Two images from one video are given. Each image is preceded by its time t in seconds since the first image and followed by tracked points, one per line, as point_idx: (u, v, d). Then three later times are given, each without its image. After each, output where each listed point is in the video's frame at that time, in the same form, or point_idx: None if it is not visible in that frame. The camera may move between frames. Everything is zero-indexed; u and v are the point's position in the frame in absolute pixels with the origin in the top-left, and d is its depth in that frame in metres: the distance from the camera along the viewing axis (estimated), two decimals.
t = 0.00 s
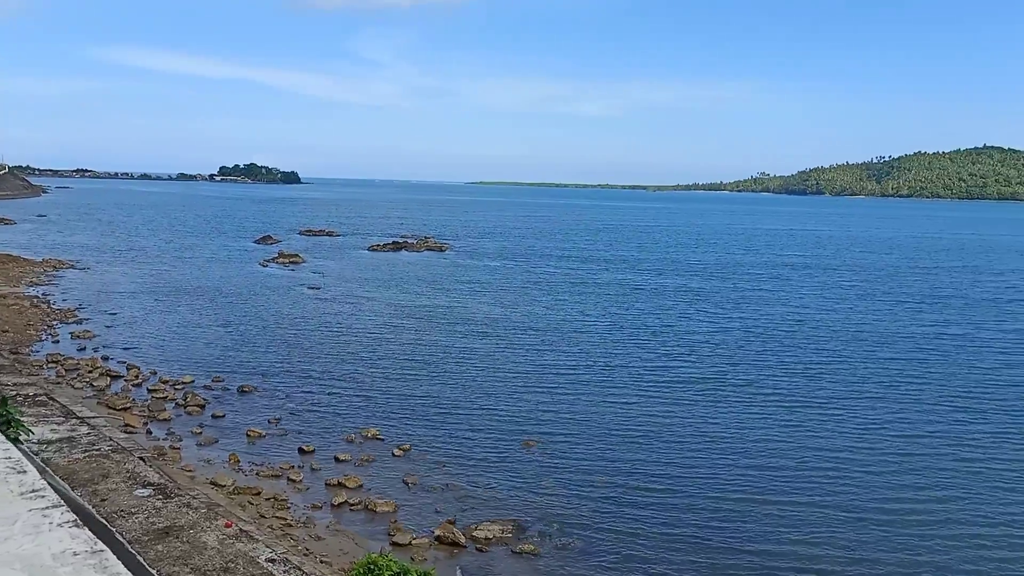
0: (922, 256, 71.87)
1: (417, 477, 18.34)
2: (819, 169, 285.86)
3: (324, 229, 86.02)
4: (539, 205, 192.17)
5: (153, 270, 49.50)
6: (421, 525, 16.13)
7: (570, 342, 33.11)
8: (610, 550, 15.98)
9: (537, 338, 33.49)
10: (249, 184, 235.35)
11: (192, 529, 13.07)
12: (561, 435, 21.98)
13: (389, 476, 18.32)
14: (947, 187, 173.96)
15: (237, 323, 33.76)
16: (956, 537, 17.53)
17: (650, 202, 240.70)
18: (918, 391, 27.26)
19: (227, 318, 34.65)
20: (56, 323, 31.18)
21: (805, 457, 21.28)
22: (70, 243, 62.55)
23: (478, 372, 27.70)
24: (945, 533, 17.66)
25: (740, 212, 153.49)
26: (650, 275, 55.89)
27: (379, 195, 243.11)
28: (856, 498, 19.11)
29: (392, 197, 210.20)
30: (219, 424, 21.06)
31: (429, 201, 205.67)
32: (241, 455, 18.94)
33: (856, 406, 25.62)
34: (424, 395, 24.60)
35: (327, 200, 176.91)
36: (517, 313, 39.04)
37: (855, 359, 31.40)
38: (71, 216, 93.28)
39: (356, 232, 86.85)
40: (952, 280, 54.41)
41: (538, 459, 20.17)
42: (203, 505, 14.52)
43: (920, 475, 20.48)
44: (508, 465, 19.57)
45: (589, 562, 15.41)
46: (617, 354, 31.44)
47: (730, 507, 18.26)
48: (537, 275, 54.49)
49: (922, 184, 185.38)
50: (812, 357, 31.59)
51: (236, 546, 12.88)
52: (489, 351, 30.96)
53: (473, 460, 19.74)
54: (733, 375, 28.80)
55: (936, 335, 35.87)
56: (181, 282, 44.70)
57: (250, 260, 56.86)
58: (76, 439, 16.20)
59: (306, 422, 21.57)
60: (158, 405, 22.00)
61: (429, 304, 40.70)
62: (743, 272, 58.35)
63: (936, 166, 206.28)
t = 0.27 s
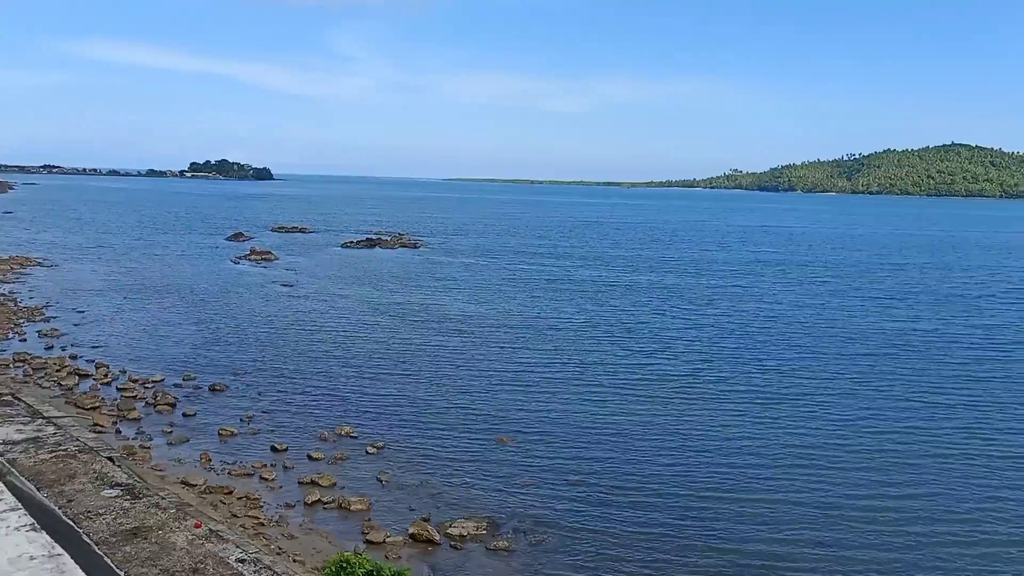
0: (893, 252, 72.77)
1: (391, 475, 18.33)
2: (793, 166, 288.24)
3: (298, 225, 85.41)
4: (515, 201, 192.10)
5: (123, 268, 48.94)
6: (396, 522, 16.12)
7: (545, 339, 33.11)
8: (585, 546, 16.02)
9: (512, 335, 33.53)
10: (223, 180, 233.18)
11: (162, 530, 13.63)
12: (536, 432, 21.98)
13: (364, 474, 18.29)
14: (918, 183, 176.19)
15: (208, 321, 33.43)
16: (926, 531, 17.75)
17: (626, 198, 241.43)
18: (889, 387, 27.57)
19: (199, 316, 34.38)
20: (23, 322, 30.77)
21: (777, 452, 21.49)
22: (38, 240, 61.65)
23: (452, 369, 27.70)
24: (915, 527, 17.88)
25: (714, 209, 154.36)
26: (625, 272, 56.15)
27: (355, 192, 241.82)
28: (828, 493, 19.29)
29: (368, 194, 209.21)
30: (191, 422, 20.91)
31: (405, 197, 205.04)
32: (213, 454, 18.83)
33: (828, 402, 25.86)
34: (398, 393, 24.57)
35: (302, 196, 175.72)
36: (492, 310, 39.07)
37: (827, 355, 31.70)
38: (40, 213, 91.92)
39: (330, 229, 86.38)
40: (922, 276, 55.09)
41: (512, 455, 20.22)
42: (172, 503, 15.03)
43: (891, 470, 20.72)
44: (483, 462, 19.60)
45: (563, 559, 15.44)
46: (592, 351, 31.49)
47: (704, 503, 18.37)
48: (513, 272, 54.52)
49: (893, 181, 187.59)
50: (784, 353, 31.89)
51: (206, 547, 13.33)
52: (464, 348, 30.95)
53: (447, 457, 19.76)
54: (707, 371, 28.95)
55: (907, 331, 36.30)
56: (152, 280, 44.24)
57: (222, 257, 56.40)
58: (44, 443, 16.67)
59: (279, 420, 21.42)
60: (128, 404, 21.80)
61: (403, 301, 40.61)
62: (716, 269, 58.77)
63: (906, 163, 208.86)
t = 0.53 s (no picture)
0: (865, 248, 73.57)
1: (365, 472, 18.28)
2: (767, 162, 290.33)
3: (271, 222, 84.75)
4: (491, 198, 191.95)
5: (92, 265, 48.32)
6: (369, 520, 16.10)
7: (520, 336, 33.10)
8: (560, 542, 16.08)
9: (486, 332, 33.53)
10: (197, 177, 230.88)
11: (130, 531, 13.66)
12: (511, 429, 21.99)
13: (337, 472, 18.23)
14: (889, 179, 178.23)
15: (179, 319, 33.07)
16: (897, 524, 17.99)
17: (602, 194, 242.02)
18: (861, 382, 27.86)
19: (169, 314, 34.06)
20: None
21: (751, 447, 21.66)
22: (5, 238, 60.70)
23: (427, 366, 27.64)
24: (887, 522, 18.11)
25: (689, 206, 155.07)
26: (599, 268, 56.32)
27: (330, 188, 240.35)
28: (801, 487, 19.50)
29: (343, 190, 208.07)
30: (162, 421, 20.72)
31: (380, 193, 204.11)
32: (184, 453, 18.69)
33: (801, 397, 26.09)
34: (372, 390, 24.49)
35: (276, 192, 174.41)
36: (466, 307, 39.04)
37: (800, 350, 31.96)
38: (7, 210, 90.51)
39: (304, 225, 85.84)
40: (893, 272, 55.76)
41: (487, 452, 20.22)
42: (140, 502, 15.04)
43: (863, 465, 20.94)
44: (457, 459, 19.59)
45: (538, 556, 15.49)
46: (567, 348, 31.53)
47: (678, 499, 18.49)
48: (488, 269, 54.50)
49: (865, 178, 189.54)
50: (758, 349, 32.14)
51: (175, 547, 13.35)
52: (438, 345, 30.89)
53: (422, 454, 19.72)
54: (681, 368, 29.08)
55: (878, 326, 36.71)
56: (122, 277, 43.73)
57: (194, 254, 55.88)
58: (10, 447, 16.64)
59: (251, 419, 21.27)
60: (97, 403, 21.55)
61: (377, 298, 40.48)
62: (690, 265, 59.10)
63: (878, 160, 211.28)
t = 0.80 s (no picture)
0: (840, 245, 74.30)
1: (341, 471, 18.26)
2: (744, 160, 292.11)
3: (247, 219, 84.13)
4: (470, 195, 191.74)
5: (64, 262, 47.76)
6: (346, 519, 16.09)
7: (496, 334, 33.10)
8: (537, 540, 16.13)
9: (463, 329, 33.51)
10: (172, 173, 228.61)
11: (99, 532, 13.49)
12: (487, 427, 22.00)
13: (313, 471, 18.19)
14: (863, 177, 180.05)
15: (151, 317, 32.74)
16: (871, 520, 18.22)
17: (581, 192, 242.43)
18: (835, 379, 28.14)
19: (142, 312, 33.75)
20: None
21: (726, 444, 21.82)
22: None
23: (403, 364, 27.59)
24: (860, 517, 18.34)
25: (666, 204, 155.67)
26: (576, 266, 56.44)
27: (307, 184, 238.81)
28: (777, 484, 19.69)
29: (320, 187, 206.92)
30: (134, 420, 20.55)
31: (357, 190, 203.07)
32: (157, 452, 18.56)
33: (776, 394, 26.31)
34: (348, 388, 24.41)
35: (253, 189, 173.17)
36: (443, 304, 39.00)
37: (775, 347, 32.21)
38: None
39: (280, 222, 85.32)
40: (867, 269, 56.38)
41: (463, 450, 20.23)
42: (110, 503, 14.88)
43: (838, 461, 21.16)
44: (434, 457, 19.59)
45: (516, 554, 15.54)
46: (544, 345, 31.58)
47: (655, 496, 18.61)
48: (465, 266, 54.46)
49: (840, 176, 191.34)
50: (734, 346, 32.36)
51: (144, 549, 13.19)
52: (415, 342, 30.84)
53: (398, 452, 19.70)
54: (657, 365, 29.21)
55: (852, 323, 37.09)
56: (94, 275, 43.26)
57: (167, 251, 55.40)
58: None
59: (225, 417, 21.13)
60: (68, 402, 21.32)
61: (353, 295, 40.35)
62: (667, 263, 59.39)
63: (853, 158, 213.21)
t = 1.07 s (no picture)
0: (811, 245, 75.03)
1: (312, 470, 18.22)
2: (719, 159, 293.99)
3: (218, 216, 83.32)
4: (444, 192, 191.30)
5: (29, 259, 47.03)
6: (316, 518, 16.09)
7: (470, 332, 33.05)
8: (509, 539, 16.15)
9: (436, 328, 33.44)
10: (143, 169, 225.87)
11: (61, 533, 13.39)
12: (460, 426, 21.97)
13: (284, 470, 18.14)
14: (835, 177, 181.90)
15: (119, 315, 32.32)
16: (841, 518, 18.42)
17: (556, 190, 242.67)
18: (806, 377, 28.40)
19: (109, 309, 33.35)
20: None
21: (697, 442, 21.99)
22: None
23: (375, 362, 27.50)
24: (830, 516, 18.54)
25: (640, 203, 156.26)
26: (549, 264, 56.51)
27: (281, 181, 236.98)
28: (748, 482, 19.85)
29: (292, 183, 205.40)
30: (101, 419, 20.32)
31: (331, 186, 201.78)
32: (125, 452, 18.41)
33: (748, 393, 26.50)
34: (319, 386, 24.29)
35: (224, 185, 171.57)
36: (415, 303, 38.90)
37: (748, 346, 32.44)
38: None
39: (252, 220, 84.61)
40: (838, 268, 57.01)
41: (435, 448, 20.22)
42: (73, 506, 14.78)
43: (807, 459, 21.41)
44: (406, 455, 19.57)
45: (488, 553, 15.55)
46: (517, 343, 31.60)
47: (627, 494, 18.69)
48: (438, 264, 54.34)
49: (812, 176, 193.17)
50: (706, 344, 32.58)
51: (107, 550, 13.09)
52: (387, 340, 30.73)
53: (370, 450, 19.65)
54: (630, 364, 29.31)
55: (822, 322, 37.45)
56: (60, 272, 42.63)
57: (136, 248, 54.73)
58: None
59: (194, 416, 20.95)
60: (32, 401, 21.03)
61: (324, 293, 40.14)
62: (640, 261, 59.66)
63: (826, 158, 215.19)
